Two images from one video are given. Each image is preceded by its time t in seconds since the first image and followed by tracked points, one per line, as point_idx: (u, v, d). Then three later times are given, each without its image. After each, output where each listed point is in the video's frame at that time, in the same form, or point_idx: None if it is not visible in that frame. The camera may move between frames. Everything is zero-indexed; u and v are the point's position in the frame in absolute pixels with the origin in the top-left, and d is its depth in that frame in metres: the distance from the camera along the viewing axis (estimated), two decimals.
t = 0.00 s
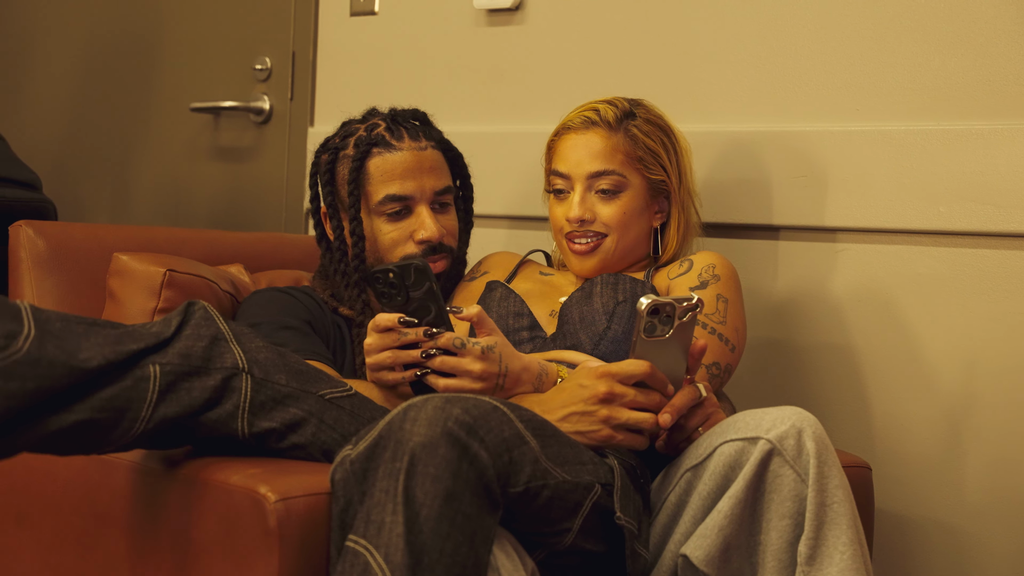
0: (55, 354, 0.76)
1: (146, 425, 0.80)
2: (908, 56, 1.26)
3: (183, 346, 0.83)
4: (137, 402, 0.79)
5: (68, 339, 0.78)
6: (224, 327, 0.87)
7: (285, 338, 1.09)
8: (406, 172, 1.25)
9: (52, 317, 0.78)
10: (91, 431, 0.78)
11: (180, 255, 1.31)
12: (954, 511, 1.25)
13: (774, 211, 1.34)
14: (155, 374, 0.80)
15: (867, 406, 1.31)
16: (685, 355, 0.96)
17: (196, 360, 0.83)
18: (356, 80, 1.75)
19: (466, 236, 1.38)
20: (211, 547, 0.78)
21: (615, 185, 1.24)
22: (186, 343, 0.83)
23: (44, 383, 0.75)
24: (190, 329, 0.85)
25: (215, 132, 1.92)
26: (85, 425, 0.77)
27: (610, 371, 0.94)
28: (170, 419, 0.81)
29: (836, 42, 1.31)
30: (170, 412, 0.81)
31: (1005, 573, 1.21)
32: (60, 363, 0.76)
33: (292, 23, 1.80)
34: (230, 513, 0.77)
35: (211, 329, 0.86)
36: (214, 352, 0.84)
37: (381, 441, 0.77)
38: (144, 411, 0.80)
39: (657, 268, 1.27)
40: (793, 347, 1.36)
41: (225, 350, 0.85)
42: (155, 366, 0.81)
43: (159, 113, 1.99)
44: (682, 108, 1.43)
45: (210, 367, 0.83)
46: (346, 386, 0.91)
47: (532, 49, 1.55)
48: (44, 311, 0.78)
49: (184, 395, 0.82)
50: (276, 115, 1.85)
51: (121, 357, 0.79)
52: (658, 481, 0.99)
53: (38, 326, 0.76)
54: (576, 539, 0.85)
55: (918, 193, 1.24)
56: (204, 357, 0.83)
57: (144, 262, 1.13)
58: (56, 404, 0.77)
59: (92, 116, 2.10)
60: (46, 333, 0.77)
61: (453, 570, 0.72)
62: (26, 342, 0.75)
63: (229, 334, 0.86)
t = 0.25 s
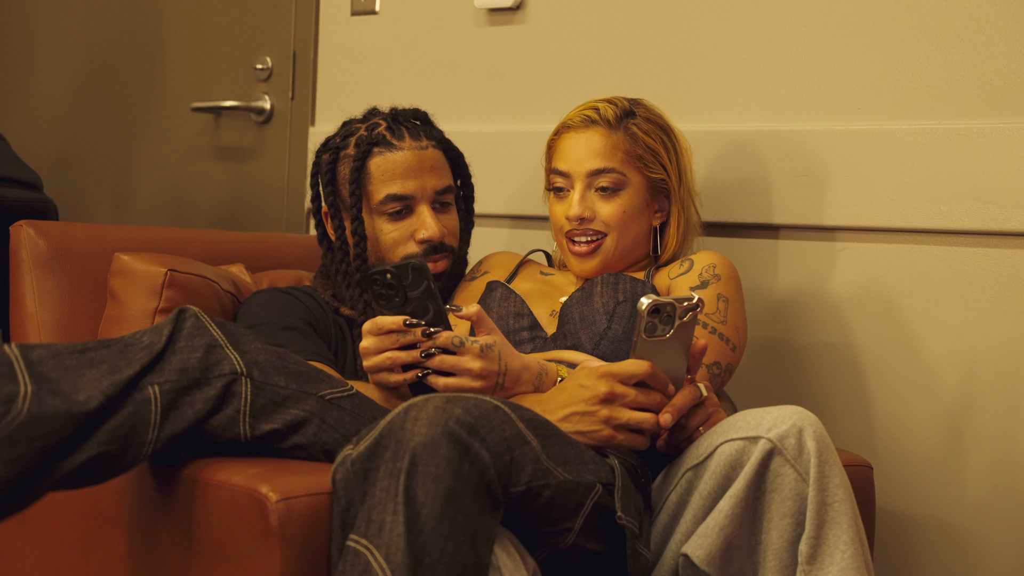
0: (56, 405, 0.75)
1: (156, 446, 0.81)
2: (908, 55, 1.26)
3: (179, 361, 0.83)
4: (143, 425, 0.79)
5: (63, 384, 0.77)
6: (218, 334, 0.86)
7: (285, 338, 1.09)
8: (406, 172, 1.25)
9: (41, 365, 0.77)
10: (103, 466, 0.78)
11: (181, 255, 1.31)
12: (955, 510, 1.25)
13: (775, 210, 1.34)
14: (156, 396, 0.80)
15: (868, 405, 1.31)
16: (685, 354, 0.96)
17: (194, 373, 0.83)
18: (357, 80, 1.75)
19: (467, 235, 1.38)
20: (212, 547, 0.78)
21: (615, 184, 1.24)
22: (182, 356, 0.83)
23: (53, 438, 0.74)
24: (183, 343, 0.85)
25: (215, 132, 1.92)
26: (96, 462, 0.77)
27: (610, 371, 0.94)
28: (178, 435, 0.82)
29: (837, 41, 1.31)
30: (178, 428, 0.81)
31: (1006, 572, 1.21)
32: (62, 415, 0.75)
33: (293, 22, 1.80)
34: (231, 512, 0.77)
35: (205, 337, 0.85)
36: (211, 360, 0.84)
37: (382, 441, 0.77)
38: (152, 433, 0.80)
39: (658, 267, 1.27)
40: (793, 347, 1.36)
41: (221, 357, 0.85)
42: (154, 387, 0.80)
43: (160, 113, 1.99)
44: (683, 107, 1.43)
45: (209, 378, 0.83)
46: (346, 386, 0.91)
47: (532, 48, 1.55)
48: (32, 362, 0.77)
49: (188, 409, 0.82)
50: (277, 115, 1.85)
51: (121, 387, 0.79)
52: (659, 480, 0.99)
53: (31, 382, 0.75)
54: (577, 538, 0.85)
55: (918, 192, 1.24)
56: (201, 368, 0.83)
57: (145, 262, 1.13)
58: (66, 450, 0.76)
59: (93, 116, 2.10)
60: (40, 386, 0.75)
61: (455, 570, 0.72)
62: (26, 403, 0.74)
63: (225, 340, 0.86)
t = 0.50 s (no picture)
0: (76, 493, 0.73)
1: (182, 481, 0.81)
2: (908, 55, 1.26)
3: (177, 392, 0.82)
4: (162, 466, 0.79)
5: (74, 464, 0.75)
6: (210, 354, 0.86)
7: (285, 340, 1.10)
8: (406, 172, 1.26)
9: (43, 459, 0.75)
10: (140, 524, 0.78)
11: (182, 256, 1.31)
12: (955, 510, 1.25)
13: (774, 210, 1.34)
14: (167, 436, 0.80)
15: (868, 405, 1.31)
16: (685, 355, 0.96)
17: (195, 401, 0.82)
18: (357, 80, 1.75)
19: (467, 236, 1.38)
20: (214, 549, 0.78)
21: (616, 183, 1.24)
22: (178, 387, 0.83)
23: (88, 526, 0.73)
24: (175, 373, 0.84)
25: (216, 133, 1.92)
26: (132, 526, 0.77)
27: (610, 372, 0.94)
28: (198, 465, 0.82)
29: (836, 41, 1.31)
30: (195, 457, 0.82)
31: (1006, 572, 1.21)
32: (85, 503, 0.73)
33: (293, 23, 1.80)
34: (232, 514, 0.77)
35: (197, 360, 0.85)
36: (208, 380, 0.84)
37: (383, 442, 0.78)
38: (173, 471, 0.80)
39: (658, 268, 1.27)
40: (793, 347, 1.36)
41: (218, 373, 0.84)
42: (160, 427, 0.80)
43: (160, 114, 2.00)
44: (682, 107, 1.43)
45: (211, 400, 0.83)
46: (345, 388, 0.91)
47: (532, 49, 1.55)
48: (33, 462, 0.75)
49: (200, 436, 0.82)
50: (277, 115, 1.85)
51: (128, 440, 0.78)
52: (659, 481, 0.99)
53: (43, 488, 0.73)
54: (578, 539, 0.85)
55: (919, 192, 1.24)
56: (199, 392, 0.83)
57: (145, 263, 1.14)
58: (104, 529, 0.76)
59: (93, 117, 2.10)
60: (51, 484, 0.74)
61: (456, 571, 0.72)
62: (48, 516, 0.71)
63: (219, 357, 0.86)
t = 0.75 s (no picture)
0: (124, 546, 0.77)
1: (189, 485, 0.81)
2: (908, 55, 1.26)
3: (174, 405, 0.83)
4: (171, 480, 0.80)
5: (109, 515, 0.79)
6: (201, 355, 0.85)
7: (284, 339, 1.10)
8: (406, 172, 1.26)
9: (84, 525, 0.79)
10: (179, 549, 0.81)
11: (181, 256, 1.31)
12: (954, 510, 1.25)
13: (774, 211, 1.34)
14: (171, 450, 0.80)
15: (867, 406, 1.31)
16: (684, 355, 0.96)
17: (192, 412, 0.82)
18: (357, 80, 1.75)
19: (466, 236, 1.38)
20: (214, 550, 0.79)
21: (615, 183, 1.24)
22: (174, 400, 0.83)
23: (150, 568, 0.78)
24: (170, 385, 0.84)
25: (216, 133, 1.92)
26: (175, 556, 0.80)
27: (609, 371, 0.95)
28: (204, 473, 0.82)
29: (836, 41, 1.31)
30: (200, 466, 0.82)
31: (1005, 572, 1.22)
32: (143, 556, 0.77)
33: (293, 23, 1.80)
34: (232, 514, 0.77)
35: (189, 366, 0.85)
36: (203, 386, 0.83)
37: (384, 442, 0.77)
38: (180, 484, 0.81)
39: (657, 269, 1.27)
40: (793, 347, 1.36)
41: (213, 377, 0.84)
42: (162, 444, 0.81)
43: (160, 113, 2.00)
44: (682, 107, 1.43)
45: (209, 407, 0.83)
46: (340, 387, 0.92)
47: (531, 49, 1.56)
48: (78, 533, 0.78)
49: (202, 444, 0.82)
50: (277, 115, 1.85)
51: (142, 471, 0.79)
52: (656, 482, 0.99)
53: (94, 557, 0.77)
54: (576, 540, 0.85)
55: (918, 193, 1.24)
56: (196, 400, 0.83)
57: (145, 263, 1.14)
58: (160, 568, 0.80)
59: (93, 116, 2.10)
60: (98, 549, 0.77)
61: (457, 571, 0.72)
62: None
63: (212, 359, 0.85)
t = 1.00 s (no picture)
0: (112, 535, 0.77)
1: (189, 486, 0.82)
2: (908, 56, 1.26)
3: (174, 401, 0.83)
4: (168, 475, 0.80)
5: (100, 504, 0.79)
6: (202, 352, 0.86)
7: (283, 340, 1.10)
8: (406, 172, 1.26)
9: (73, 510, 0.79)
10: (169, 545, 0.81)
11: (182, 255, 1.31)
12: (954, 511, 1.25)
13: (774, 211, 1.34)
14: (169, 446, 0.80)
15: (867, 406, 1.31)
16: (683, 355, 0.96)
17: (193, 407, 0.83)
18: (357, 79, 1.75)
19: (466, 237, 1.39)
20: (213, 549, 0.79)
21: (614, 183, 1.24)
22: (175, 395, 0.83)
23: (136, 559, 0.78)
24: (171, 380, 0.84)
25: (216, 132, 1.92)
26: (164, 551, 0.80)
27: (607, 372, 0.94)
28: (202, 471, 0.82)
29: (836, 42, 1.31)
30: (199, 464, 0.82)
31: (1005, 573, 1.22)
32: (128, 547, 0.77)
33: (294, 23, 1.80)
34: (231, 513, 0.77)
35: (191, 362, 0.85)
36: (204, 384, 0.84)
37: (384, 441, 0.78)
38: (178, 481, 0.81)
39: (655, 269, 1.27)
40: (793, 348, 1.36)
41: (213, 375, 0.84)
42: (162, 438, 0.81)
43: (160, 113, 2.00)
44: (682, 108, 1.43)
45: (209, 404, 0.83)
46: (340, 386, 0.92)
47: (532, 49, 1.56)
48: (67, 517, 0.79)
49: (201, 442, 0.82)
50: (278, 115, 1.85)
51: (139, 464, 0.79)
52: (655, 482, 0.99)
53: (80, 543, 0.77)
54: (576, 539, 0.85)
55: (918, 193, 1.24)
56: (196, 397, 0.83)
57: (144, 262, 1.14)
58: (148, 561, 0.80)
59: (94, 116, 2.10)
60: (85, 535, 0.78)
61: (457, 571, 0.72)
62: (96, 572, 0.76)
63: (212, 356, 0.85)
